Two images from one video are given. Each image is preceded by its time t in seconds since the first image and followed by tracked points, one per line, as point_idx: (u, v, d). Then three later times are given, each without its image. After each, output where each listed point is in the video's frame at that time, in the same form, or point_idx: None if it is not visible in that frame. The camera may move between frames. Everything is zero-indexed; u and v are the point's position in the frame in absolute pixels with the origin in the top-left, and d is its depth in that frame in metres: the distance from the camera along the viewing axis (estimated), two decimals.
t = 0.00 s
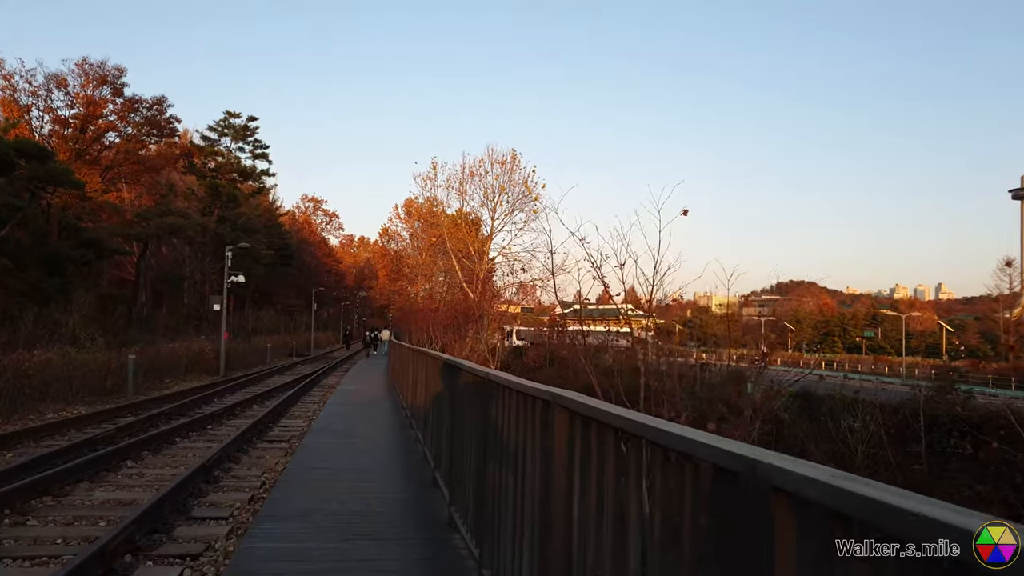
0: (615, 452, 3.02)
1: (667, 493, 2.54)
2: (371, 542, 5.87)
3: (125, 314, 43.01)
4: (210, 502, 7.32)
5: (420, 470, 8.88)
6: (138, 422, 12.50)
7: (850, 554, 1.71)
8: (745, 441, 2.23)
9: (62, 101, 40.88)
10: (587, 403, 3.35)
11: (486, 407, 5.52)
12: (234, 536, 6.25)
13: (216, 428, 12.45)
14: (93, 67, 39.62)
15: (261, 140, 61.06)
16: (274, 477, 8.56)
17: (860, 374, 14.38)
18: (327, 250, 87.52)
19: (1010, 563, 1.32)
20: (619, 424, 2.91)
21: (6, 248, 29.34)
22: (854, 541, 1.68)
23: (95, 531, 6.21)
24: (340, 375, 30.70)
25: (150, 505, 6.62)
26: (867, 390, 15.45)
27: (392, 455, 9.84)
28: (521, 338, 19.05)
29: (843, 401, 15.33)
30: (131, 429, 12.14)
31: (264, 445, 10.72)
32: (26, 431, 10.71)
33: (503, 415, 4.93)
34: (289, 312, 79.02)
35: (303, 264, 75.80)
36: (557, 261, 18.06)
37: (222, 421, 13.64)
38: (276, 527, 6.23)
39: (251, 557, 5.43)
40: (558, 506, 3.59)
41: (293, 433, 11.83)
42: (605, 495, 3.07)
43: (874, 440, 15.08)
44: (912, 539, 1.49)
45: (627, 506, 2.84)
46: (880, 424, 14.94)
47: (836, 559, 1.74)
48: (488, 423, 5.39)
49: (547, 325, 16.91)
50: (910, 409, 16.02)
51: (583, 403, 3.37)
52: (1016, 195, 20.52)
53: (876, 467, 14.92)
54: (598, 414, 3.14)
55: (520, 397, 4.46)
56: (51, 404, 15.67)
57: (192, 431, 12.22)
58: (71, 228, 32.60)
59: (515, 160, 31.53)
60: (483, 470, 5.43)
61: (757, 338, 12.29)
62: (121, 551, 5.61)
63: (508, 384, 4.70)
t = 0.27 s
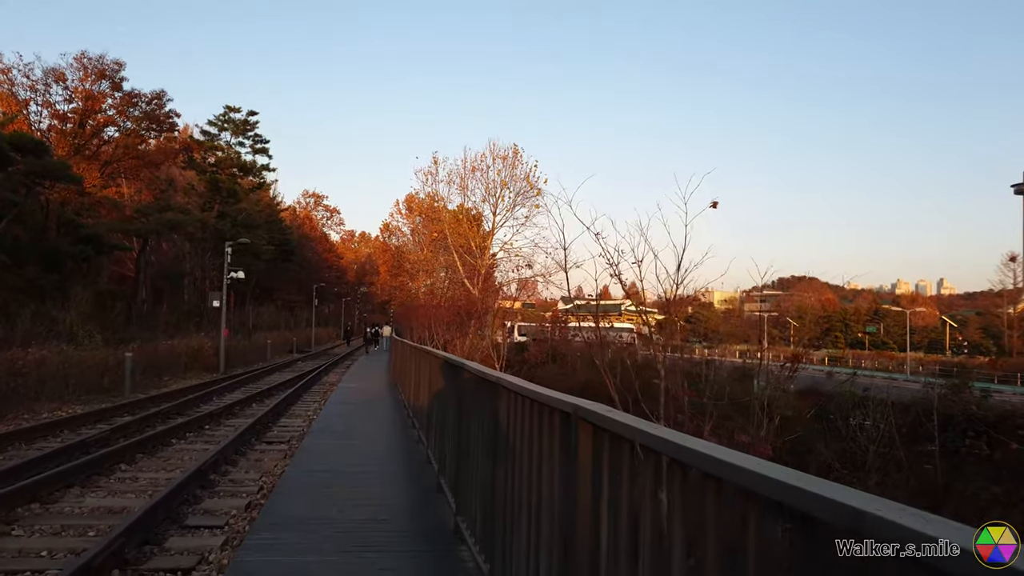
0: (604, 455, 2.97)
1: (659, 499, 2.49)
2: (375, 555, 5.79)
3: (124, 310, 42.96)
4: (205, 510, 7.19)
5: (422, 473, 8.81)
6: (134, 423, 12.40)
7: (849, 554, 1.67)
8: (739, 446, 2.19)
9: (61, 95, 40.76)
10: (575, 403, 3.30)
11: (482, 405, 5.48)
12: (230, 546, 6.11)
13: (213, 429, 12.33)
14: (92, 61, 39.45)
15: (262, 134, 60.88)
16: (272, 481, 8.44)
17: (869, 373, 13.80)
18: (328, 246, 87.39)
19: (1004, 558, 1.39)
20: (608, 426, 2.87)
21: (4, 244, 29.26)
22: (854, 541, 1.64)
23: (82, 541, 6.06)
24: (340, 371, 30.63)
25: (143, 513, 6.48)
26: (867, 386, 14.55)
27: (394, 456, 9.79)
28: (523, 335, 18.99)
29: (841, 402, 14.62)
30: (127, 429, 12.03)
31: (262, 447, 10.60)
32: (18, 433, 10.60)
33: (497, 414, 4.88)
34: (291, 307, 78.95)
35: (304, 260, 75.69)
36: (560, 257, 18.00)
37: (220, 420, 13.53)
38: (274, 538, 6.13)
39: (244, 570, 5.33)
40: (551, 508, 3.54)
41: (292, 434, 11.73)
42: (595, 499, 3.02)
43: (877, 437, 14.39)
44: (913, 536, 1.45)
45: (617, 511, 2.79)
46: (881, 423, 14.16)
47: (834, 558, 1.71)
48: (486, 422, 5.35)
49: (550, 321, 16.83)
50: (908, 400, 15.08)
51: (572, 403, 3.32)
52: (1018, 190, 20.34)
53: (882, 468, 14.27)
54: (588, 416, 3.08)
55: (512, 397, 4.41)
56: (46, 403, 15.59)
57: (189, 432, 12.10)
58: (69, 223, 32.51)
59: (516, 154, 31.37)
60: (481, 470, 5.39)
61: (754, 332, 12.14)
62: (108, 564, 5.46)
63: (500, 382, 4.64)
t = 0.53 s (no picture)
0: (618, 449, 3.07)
1: (672, 492, 2.60)
2: (385, 554, 5.83)
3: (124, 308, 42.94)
4: (203, 514, 7.10)
5: (429, 470, 8.85)
6: (131, 422, 12.34)
7: (850, 553, 1.81)
8: (750, 440, 2.31)
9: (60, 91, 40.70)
10: (588, 399, 3.41)
11: (490, 402, 5.59)
12: (228, 553, 6.02)
13: (213, 428, 12.28)
14: (91, 57, 39.34)
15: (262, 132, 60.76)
16: (272, 483, 8.36)
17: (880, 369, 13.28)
18: (328, 244, 87.32)
19: (1004, 559, 1.44)
20: (622, 421, 2.97)
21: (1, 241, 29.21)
22: (855, 541, 1.80)
23: (75, 547, 5.96)
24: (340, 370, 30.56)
25: (137, 518, 6.39)
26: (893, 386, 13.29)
27: (396, 453, 9.89)
28: (523, 332, 18.97)
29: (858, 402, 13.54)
30: (123, 429, 11.96)
31: (263, 447, 10.54)
32: (12, 433, 10.52)
33: (506, 411, 4.98)
34: (291, 305, 78.91)
35: (304, 258, 75.61)
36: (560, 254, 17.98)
37: (220, 420, 13.50)
38: (279, 540, 6.13)
39: None
40: (564, 502, 3.64)
41: (293, 433, 11.69)
42: (609, 492, 3.13)
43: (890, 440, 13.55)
44: (914, 537, 1.60)
45: (630, 503, 2.90)
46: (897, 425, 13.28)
47: (839, 557, 1.85)
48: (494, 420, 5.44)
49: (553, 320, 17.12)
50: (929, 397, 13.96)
51: (584, 399, 3.42)
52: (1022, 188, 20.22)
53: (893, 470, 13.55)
54: (601, 411, 3.19)
55: (522, 393, 4.51)
56: (42, 402, 15.54)
57: (187, 431, 12.04)
58: (67, 220, 32.47)
59: (518, 151, 31.28)
60: (490, 466, 5.50)
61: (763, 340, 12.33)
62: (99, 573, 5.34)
63: (510, 379, 4.75)
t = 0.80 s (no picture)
0: (625, 455, 3.08)
1: (677, 499, 2.60)
2: (386, 559, 5.80)
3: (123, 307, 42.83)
4: (199, 524, 6.95)
5: (433, 473, 8.81)
6: (126, 426, 12.20)
7: (848, 554, 1.82)
8: (753, 443, 2.31)
9: (58, 88, 40.57)
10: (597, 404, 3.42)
11: (496, 404, 5.59)
12: (224, 565, 5.86)
13: (211, 432, 12.17)
14: (89, 53, 39.33)
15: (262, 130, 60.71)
16: (272, 491, 8.22)
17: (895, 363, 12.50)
18: (328, 243, 87.20)
19: (1004, 559, 1.44)
20: (629, 426, 2.98)
21: None
22: (854, 540, 1.80)
23: (65, 561, 5.80)
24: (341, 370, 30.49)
25: (130, 529, 6.23)
26: (909, 383, 12.47)
27: (397, 455, 9.88)
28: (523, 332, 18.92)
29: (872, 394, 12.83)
30: (119, 433, 11.83)
31: (262, 452, 10.39)
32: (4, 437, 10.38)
33: (514, 413, 5.00)
34: (291, 305, 78.80)
35: (304, 257, 75.48)
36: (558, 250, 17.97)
37: (220, 422, 13.40)
38: (278, 545, 6.09)
39: None
40: (573, 507, 3.65)
41: (293, 437, 11.59)
42: (617, 498, 3.13)
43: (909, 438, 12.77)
44: (913, 538, 1.60)
45: (638, 508, 2.91)
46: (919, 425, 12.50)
47: (836, 559, 1.86)
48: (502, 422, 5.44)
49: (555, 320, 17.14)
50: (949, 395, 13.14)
51: (592, 404, 3.43)
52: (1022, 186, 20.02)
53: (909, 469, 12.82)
54: (609, 416, 3.20)
55: (532, 397, 4.52)
56: (37, 404, 15.43)
57: (185, 434, 11.94)
58: (65, 218, 32.36)
59: (520, 150, 31.15)
60: (496, 469, 5.50)
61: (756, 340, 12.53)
62: None
63: (518, 382, 4.77)
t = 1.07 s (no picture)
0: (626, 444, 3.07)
1: (677, 489, 2.58)
2: (387, 564, 5.75)
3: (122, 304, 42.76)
4: (191, 529, 6.80)
5: (435, 473, 8.77)
6: (121, 426, 12.08)
7: (847, 554, 1.81)
8: (754, 431, 2.30)
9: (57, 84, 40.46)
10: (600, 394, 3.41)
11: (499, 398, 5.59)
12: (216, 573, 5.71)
13: (208, 431, 12.04)
14: (88, 49, 39.26)
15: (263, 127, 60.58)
16: (268, 494, 8.08)
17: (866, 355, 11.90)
18: (329, 241, 87.14)
19: (1004, 558, 1.38)
20: (631, 416, 2.97)
21: None
22: (853, 540, 1.79)
23: (50, 569, 5.65)
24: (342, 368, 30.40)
25: (117, 535, 6.08)
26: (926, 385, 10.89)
27: (399, 454, 9.83)
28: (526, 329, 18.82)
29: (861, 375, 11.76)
30: (113, 432, 11.71)
31: (260, 453, 10.26)
32: None
33: (517, 407, 5.00)
34: (292, 302, 78.75)
35: (305, 255, 75.39)
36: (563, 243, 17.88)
37: (218, 421, 13.28)
38: (278, 550, 6.01)
39: None
40: (573, 499, 3.64)
41: (293, 437, 11.45)
42: (616, 487, 3.12)
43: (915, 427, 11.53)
44: (913, 537, 1.62)
45: (638, 498, 2.90)
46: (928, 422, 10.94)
47: (835, 556, 1.85)
48: (505, 421, 5.36)
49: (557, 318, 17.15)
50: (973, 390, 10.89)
51: (593, 394, 3.42)
52: None
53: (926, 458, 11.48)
54: (608, 405, 3.20)
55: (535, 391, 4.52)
56: (30, 402, 15.34)
57: (179, 434, 11.81)
58: (64, 215, 32.28)
59: (522, 147, 31.05)
60: (498, 465, 5.50)
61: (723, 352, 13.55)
62: None
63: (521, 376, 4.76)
